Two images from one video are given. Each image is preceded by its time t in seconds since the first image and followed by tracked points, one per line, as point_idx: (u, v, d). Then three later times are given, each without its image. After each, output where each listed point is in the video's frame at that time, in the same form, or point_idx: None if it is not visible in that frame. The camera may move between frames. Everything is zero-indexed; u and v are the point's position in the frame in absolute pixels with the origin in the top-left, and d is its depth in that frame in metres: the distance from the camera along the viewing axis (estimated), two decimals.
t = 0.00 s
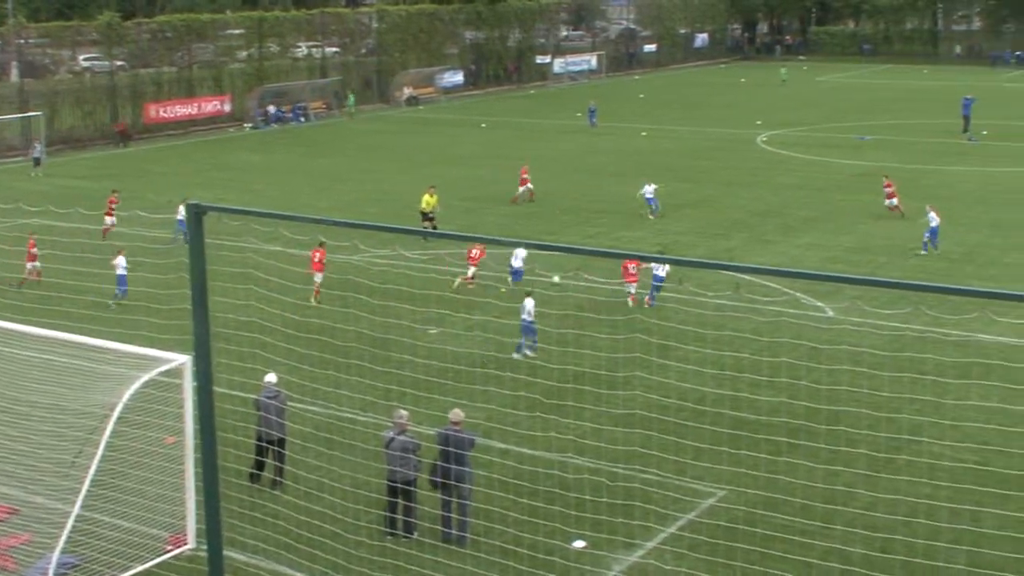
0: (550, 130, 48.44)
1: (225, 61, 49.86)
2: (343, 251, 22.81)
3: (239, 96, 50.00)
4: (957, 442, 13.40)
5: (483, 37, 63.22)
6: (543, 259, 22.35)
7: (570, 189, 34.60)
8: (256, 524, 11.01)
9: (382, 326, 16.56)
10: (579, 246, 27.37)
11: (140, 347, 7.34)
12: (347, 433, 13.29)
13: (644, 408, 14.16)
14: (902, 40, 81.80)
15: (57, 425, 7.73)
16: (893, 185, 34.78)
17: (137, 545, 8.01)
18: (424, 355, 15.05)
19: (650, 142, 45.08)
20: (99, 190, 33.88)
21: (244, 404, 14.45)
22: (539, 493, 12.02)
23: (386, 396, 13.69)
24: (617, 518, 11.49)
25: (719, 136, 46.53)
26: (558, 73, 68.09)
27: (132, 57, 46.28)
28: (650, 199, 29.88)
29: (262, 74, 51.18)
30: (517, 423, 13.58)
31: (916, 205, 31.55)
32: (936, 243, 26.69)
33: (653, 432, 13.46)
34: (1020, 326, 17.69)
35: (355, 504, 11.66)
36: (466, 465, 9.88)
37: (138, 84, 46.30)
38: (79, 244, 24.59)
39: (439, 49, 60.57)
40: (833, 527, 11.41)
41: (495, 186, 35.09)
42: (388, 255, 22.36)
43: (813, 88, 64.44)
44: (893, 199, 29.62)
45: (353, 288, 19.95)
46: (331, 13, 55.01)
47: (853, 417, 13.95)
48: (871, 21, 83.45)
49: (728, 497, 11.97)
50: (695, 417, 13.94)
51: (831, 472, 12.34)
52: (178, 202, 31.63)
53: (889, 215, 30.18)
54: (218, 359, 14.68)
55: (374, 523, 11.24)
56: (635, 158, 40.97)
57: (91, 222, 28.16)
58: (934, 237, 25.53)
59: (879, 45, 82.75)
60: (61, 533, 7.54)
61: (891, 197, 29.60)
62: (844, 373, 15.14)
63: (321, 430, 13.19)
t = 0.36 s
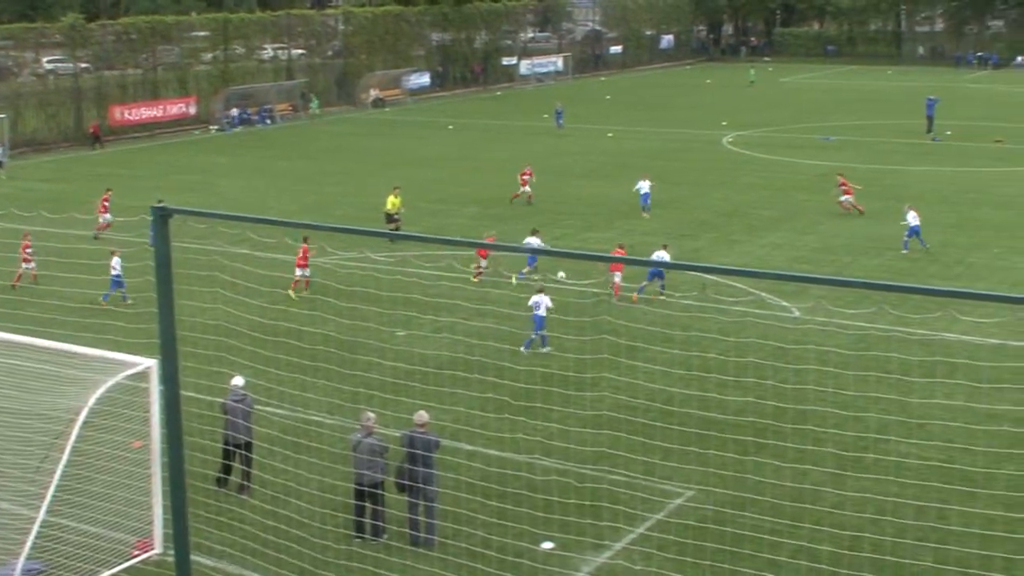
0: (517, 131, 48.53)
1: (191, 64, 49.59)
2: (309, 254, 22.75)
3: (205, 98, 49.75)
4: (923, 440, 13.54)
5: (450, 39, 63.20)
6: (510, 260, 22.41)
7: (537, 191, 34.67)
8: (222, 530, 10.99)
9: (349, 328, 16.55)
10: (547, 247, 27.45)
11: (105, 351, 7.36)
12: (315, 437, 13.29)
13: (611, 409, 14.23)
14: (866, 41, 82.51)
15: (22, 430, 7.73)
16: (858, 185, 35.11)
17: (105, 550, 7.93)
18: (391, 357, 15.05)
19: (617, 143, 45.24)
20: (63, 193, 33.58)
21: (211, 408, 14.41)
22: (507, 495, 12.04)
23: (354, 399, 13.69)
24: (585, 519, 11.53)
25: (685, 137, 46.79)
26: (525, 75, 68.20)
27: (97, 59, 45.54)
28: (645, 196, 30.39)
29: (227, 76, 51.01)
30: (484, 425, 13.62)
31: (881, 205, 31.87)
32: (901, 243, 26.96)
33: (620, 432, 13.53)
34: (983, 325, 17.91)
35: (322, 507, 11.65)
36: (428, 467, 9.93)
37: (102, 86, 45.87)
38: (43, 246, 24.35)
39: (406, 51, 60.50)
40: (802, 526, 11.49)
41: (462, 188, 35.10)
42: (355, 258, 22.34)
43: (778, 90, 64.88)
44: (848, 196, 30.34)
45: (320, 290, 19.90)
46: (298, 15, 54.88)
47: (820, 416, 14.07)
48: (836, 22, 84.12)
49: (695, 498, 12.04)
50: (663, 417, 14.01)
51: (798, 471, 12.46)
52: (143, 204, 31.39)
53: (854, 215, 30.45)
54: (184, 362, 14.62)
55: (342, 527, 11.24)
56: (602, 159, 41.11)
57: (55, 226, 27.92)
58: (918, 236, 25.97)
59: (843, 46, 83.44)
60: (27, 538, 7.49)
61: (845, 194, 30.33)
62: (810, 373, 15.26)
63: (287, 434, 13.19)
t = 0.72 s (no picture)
0: (499, 134, 48.57)
1: (172, 67, 49.43)
2: (292, 257, 22.72)
3: (186, 101, 49.59)
4: (905, 442, 13.59)
5: (432, 42, 63.24)
6: (493, 263, 22.43)
7: (520, 194, 34.69)
8: (204, 533, 10.97)
9: (333, 332, 16.54)
10: (529, 249, 27.48)
11: (88, 354, 7.39)
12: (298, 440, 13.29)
13: (597, 410, 14.27)
14: (847, 43, 82.97)
15: (6, 434, 7.82)
16: (840, 187, 35.26)
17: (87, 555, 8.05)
18: (374, 360, 15.04)
19: (599, 145, 45.33)
20: (44, 196, 33.39)
21: (193, 410, 14.39)
22: (491, 497, 12.05)
23: (336, 402, 13.70)
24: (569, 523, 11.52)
25: (668, 139, 46.91)
26: (507, 78, 68.29)
27: (78, 62, 45.47)
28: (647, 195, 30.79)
29: (209, 79, 50.83)
30: (467, 427, 13.63)
31: (861, 207, 32.04)
32: (883, 245, 27.09)
33: (604, 433, 13.54)
34: (964, 325, 18.01)
35: (305, 511, 11.61)
36: (407, 468, 9.93)
37: (84, 89, 45.63)
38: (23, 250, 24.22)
39: (389, 54, 60.49)
40: (786, 527, 11.52)
41: (444, 191, 35.09)
42: (338, 261, 22.33)
43: (760, 92, 65.16)
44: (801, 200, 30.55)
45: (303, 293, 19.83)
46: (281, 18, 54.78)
47: (802, 418, 14.14)
48: (817, 25, 84.51)
49: (680, 499, 12.05)
50: (646, 418, 14.06)
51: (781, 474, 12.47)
52: (124, 208, 31.27)
53: (836, 217, 30.59)
54: (166, 366, 14.61)
55: (326, 530, 11.22)
56: (585, 161, 41.18)
57: (35, 229, 27.78)
58: (917, 235, 26.50)
59: (825, 48, 83.90)
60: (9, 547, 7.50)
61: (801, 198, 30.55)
62: (792, 374, 15.32)
63: (270, 437, 13.18)
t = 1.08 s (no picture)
0: (480, 135, 48.58)
1: (152, 68, 49.17)
2: (271, 258, 22.67)
3: (165, 103, 49.32)
4: (885, 441, 13.69)
5: (412, 43, 63.21)
6: (472, 264, 22.43)
7: (500, 194, 34.71)
8: (184, 535, 10.97)
9: (315, 333, 16.52)
10: (510, 249, 27.50)
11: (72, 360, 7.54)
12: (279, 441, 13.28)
13: (577, 411, 14.30)
14: (826, 44, 83.47)
15: None
16: (819, 188, 35.43)
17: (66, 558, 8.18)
18: (355, 361, 15.06)
19: (579, 146, 45.41)
20: (22, 199, 33.16)
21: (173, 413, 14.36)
22: (472, 498, 12.08)
23: (318, 403, 13.72)
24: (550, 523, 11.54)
25: (648, 140, 47.03)
26: (487, 78, 68.26)
27: (56, 64, 45.12)
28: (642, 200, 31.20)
29: (189, 80, 50.57)
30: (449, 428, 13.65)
31: (840, 207, 32.21)
32: (861, 245, 27.25)
33: (585, 434, 13.58)
34: (943, 325, 18.13)
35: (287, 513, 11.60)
36: (384, 470, 9.95)
37: (62, 91, 45.30)
38: None
39: (369, 55, 60.41)
40: (766, 528, 11.58)
41: (425, 192, 35.07)
42: (318, 262, 22.29)
43: (739, 92, 65.39)
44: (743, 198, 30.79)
45: (283, 294, 19.77)
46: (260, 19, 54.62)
47: (782, 418, 14.21)
48: (796, 26, 84.90)
49: (661, 500, 12.07)
50: (627, 418, 14.11)
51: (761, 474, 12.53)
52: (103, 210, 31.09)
53: (816, 218, 30.73)
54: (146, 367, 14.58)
55: (308, 532, 11.21)
56: (565, 162, 41.25)
57: (13, 231, 27.58)
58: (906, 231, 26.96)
59: (804, 49, 84.36)
60: None
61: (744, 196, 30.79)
62: (772, 374, 15.40)
63: (252, 438, 13.17)
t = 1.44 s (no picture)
0: (474, 136, 48.62)
1: (146, 69, 49.15)
2: (265, 259, 22.68)
3: (159, 104, 49.29)
4: (880, 441, 13.71)
5: (407, 44, 63.29)
6: (466, 264, 22.46)
7: (494, 195, 34.72)
8: (179, 535, 10.96)
9: (310, 333, 16.52)
10: (503, 250, 27.52)
11: (73, 360, 7.60)
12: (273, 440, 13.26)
13: (572, 410, 14.30)
14: (820, 44, 83.73)
15: None
16: (814, 189, 35.49)
17: (62, 559, 8.26)
18: (350, 361, 15.07)
19: (574, 146, 45.44)
20: (16, 199, 33.10)
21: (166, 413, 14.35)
22: (466, 499, 12.07)
23: (313, 403, 13.75)
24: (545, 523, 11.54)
25: (643, 140, 47.06)
26: (481, 79, 68.21)
27: (50, 64, 45.08)
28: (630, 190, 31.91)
29: (183, 81, 50.55)
30: (444, 428, 13.65)
31: (834, 207, 32.25)
32: (856, 246, 27.28)
33: (582, 434, 13.56)
34: (937, 325, 18.18)
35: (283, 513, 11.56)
36: (380, 470, 9.95)
37: (57, 91, 45.24)
38: None
39: (363, 55, 60.46)
40: (761, 527, 11.58)
41: (420, 193, 35.10)
42: (311, 263, 22.29)
43: (734, 93, 65.50)
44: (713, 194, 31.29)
45: (278, 295, 19.77)
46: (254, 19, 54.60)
47: (776, 417, 14.24)
48: (790, 26, 85.04)
49: (655, 500, 12.03)
50: (621, 419, 14.11)
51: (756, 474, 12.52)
52: (97, 210, 31.07)
53: (810, 219, 30.77)
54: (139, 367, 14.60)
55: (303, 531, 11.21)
56: (559, 162, 41.28)
57: (8, 232, 27.57)
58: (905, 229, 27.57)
59: (798, 49, 84.64)
60: None
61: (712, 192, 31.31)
62: (766, 374, 15.43)
63: (247, 438, 13.17)
